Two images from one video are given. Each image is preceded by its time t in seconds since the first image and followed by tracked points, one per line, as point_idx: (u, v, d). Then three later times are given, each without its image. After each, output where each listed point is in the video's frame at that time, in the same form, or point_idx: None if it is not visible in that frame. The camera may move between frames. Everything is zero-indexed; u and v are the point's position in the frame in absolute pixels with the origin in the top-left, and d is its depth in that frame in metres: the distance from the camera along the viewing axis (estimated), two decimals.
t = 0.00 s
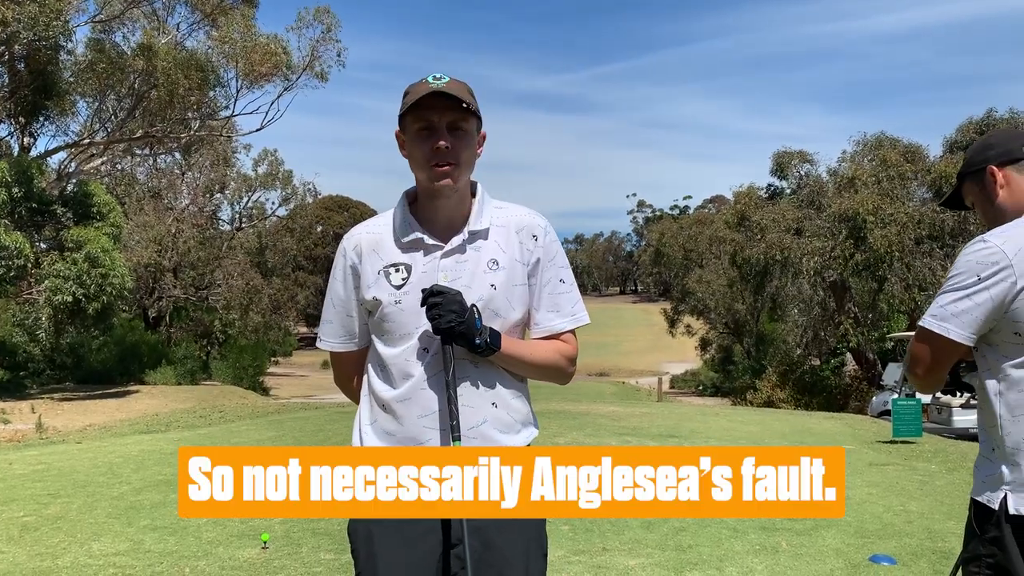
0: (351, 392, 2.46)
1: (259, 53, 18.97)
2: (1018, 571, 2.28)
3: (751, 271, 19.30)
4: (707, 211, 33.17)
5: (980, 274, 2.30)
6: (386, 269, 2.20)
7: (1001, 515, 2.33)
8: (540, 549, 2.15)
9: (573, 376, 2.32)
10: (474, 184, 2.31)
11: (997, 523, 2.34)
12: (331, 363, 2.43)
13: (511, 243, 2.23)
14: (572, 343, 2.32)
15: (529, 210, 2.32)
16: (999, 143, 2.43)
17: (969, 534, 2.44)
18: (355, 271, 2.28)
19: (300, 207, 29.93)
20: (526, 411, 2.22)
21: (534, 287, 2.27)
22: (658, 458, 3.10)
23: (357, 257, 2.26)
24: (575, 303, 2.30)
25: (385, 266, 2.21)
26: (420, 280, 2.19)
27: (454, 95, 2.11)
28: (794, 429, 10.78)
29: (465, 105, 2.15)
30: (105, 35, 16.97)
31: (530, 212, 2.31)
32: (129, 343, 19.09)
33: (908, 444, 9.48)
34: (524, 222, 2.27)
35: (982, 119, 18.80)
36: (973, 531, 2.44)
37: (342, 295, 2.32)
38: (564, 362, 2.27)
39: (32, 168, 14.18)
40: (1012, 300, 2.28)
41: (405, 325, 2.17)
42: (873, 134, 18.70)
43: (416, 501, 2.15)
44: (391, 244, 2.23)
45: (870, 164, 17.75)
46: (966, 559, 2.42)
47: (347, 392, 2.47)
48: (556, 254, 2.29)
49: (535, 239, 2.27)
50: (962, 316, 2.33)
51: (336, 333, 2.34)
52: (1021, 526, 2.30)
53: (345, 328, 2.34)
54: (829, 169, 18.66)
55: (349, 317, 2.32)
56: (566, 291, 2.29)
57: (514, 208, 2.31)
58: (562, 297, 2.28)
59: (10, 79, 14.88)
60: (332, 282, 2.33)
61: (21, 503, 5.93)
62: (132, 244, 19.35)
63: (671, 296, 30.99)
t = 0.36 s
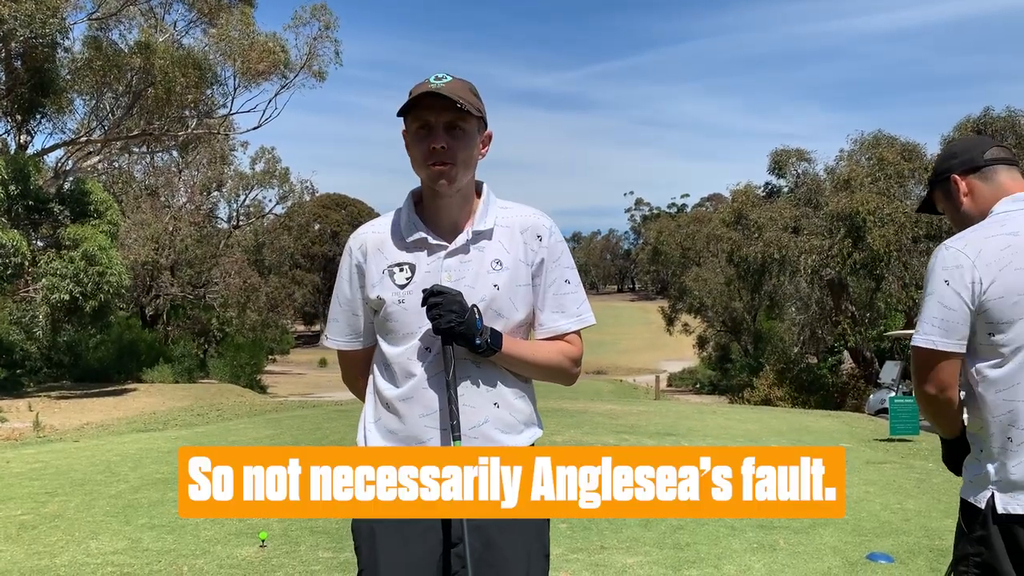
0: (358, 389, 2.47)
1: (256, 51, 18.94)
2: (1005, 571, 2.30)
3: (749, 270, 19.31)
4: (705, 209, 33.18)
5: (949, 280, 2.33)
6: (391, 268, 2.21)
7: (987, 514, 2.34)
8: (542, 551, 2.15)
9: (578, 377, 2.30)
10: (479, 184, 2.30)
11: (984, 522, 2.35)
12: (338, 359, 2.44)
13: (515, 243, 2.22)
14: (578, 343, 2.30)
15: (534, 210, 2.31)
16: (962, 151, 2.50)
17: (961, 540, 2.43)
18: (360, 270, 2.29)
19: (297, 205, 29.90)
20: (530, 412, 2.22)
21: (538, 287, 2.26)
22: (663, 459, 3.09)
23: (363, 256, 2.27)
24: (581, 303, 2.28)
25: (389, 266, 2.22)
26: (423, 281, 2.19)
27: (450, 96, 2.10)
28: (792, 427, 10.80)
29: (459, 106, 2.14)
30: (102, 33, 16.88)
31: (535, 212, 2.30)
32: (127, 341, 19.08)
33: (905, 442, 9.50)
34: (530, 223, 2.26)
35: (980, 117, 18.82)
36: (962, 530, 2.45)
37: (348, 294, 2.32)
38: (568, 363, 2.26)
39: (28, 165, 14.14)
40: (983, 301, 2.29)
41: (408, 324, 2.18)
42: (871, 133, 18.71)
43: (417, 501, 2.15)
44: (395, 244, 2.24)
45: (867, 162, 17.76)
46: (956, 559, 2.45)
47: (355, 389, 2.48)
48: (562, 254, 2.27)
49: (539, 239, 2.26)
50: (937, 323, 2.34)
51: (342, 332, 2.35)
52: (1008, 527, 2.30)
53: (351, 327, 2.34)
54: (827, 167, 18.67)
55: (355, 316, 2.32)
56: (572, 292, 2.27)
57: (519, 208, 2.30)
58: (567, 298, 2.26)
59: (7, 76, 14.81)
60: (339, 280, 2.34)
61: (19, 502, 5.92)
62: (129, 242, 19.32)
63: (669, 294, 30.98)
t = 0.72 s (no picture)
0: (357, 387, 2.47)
1: (255, 49, 18.95)
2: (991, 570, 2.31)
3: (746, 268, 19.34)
4: (702, 207, 33.17)
5: (908, 284, 2.40)
6: (390, 266, 2.21)
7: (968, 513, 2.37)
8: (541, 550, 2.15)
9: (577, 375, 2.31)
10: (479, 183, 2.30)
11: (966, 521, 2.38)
12: (338, 357, 2.43)
13: (514, 241, 2.22)
14: (577, 342, 2.31)
15: (533, 208, 2.31)
16: (925, 162, 2.61)
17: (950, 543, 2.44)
18: (359, 268, 2.28)
19: (295, 203, 29.88)
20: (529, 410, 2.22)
21: (536, 285, 2.26)
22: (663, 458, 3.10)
23: (362, 255, 2.27)
24: (580, 301, 2.28)
25: (388, 263, 2.22)
26: (423, 278, 2.19)
27: (445, 92, 2.10)
28: (789, 425, 10.81)
29: (455, 104, 2.14)
30: (100, 31, 16.83)
31: (534, 210, 2.30)
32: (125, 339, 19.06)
33: (902, 440, 9.52)
34: (529, 221, 2.25)
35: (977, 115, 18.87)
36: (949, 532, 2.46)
37: (347, 292, 2.32)
38: (567, 361, 2.26)
39: (25, 163, 14.14)
40: (943, 301, 2.35)
41: (408, 322, 2.17)
42: (868, 131, 18.74)
43: (417, 501, 2.15)
44: (394, 242, 2.24)
45: (865, 160, 17.78)
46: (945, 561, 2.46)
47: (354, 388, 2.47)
48: (561, 252, 2.27)
49: (538, 237, 2.25)
50: (902, 327, 2.39)
51: (342, 330, 2.34)
52: (990, 527, 2.32)
53: (351, 325, 2.33)
54: (824, 165, 18.70)
55: (354, 313, 2.32)
56: (571, 289, 2.27)
57: (518, 205, 2.29)
58: (566, 296, 2.26)
59: (4, 74, 14.78)
60: (339, 278, 2.34)
61: (16, 500, 5.92)
62: (127, 240, 19.33)
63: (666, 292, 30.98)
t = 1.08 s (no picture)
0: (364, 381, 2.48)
1: (254, 46, 18.92)
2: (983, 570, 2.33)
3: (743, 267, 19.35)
4: (699, 205, 33.16)
5: (896, 285, 2.44)
6: (392, 265, 2.23)
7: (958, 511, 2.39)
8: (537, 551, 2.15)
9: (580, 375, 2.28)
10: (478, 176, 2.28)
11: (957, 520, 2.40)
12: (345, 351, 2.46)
13: (515, 241, 2.20)
14: (579, 344, 2.28)
15: (537, 207, 2.28)
16: (923, 161, 2.63)
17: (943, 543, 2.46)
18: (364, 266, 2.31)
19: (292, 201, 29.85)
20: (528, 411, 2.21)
21: (538, 286, 2.24)
22: (710, 456, 2.96)
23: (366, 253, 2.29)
24: (583, 302, 2.26)
25: (390, 262, 2.24)
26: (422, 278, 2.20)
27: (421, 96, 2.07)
28: (787, 423, 10.83)
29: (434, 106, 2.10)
30: (97, 28, 16.79)
31: (537, 209, 2.27)
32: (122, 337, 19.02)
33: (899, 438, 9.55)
34: (530, 221, 2.23)
35: (975, 114, 18.89)
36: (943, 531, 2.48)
37: (352, 289, 2.35)
38: (568, 362, 2.23)
39: (23, 160, 14.09)
40: (930, 302, 2.38)
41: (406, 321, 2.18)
42: (865, 130, 18.76)
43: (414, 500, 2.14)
44: (395, 240, 2.26)
45: (862, 158, 17.80)
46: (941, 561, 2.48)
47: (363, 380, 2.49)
48: (562, 253, 2.24)
49: (537, 237, 2.23)
50: (890, 328, 2.44)
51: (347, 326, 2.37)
52: (979, 525, 2.35)
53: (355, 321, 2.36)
54: (822, 164, 18.72)
55: (358, 311, 2.34)
56: (573, 290, 2.24)
57: (522, 204, 2.27)
58: (568, 296, 2.24)
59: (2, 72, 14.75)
60: (344, 275, 2.37)
61: (13, 498, 5.91)
62: (124, 238, 19.29)
63: (664, 290, 31.00)
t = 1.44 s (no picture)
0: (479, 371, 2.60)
1: (252, 45, 18.88)
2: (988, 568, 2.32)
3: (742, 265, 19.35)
4: (698, 204, 33.14)
5: (918, 280, 2.44)
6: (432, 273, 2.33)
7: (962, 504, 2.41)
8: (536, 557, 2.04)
9: (575, 389, 2.00)
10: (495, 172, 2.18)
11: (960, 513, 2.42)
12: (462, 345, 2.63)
13: (499, 241, 2.08)
14: (571, 351, 2.01)
15: (532, 202, 2.10)
16: (962, 158, 2.61)
17: (948, 537, 2.45)
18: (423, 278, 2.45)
19: (291, 200, 29.79)
20: (531, 421, 2.06)
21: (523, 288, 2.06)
22: (711, 458, 3.00)
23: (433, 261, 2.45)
24: (568, 305, 2.00)
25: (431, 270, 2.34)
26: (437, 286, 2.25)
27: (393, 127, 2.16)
28: (785, 421, 10.83)
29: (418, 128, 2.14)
30: (95, 26, 16.74)
31: (529, 204, 2.09)
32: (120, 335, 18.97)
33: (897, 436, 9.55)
34: (515, 221, 2.06)
35: (973, 113, 18.87)
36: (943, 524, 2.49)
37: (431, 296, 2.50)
38: (549, 373, 1.97)
39: (20, 158, 14.04)
40: (951, 299, 2.39)
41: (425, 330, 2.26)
42: (863, 128, 18.76)
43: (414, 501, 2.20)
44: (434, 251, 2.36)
45: (859, 157, 17.81)
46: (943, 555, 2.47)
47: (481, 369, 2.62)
48: (548, 252, 2.02)
49: (516, 236, 2.05)
50: (911, 320, 2.43)
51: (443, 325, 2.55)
52: (980, 518, 2.36)
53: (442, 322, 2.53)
54: (820, 163, 18.72)
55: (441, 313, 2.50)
56: (558, 293, 2.00)
57: (516, 200, 2.11)
58: (547, 299, 2.00)
59: None
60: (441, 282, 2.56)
61: (11, 497, 5.91)
62: (122, 236, 19.25)
63: (662, 289, 30.99)
